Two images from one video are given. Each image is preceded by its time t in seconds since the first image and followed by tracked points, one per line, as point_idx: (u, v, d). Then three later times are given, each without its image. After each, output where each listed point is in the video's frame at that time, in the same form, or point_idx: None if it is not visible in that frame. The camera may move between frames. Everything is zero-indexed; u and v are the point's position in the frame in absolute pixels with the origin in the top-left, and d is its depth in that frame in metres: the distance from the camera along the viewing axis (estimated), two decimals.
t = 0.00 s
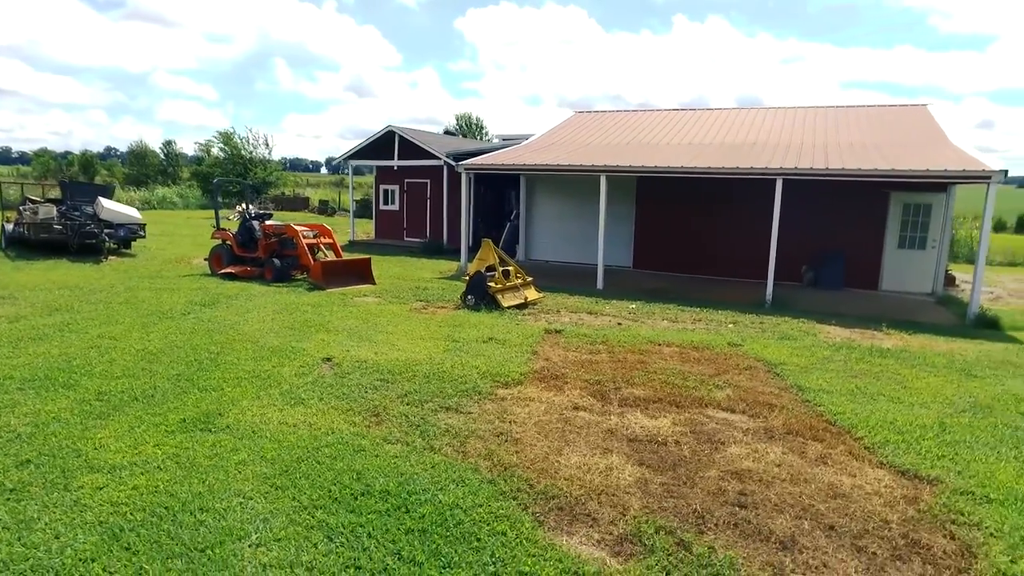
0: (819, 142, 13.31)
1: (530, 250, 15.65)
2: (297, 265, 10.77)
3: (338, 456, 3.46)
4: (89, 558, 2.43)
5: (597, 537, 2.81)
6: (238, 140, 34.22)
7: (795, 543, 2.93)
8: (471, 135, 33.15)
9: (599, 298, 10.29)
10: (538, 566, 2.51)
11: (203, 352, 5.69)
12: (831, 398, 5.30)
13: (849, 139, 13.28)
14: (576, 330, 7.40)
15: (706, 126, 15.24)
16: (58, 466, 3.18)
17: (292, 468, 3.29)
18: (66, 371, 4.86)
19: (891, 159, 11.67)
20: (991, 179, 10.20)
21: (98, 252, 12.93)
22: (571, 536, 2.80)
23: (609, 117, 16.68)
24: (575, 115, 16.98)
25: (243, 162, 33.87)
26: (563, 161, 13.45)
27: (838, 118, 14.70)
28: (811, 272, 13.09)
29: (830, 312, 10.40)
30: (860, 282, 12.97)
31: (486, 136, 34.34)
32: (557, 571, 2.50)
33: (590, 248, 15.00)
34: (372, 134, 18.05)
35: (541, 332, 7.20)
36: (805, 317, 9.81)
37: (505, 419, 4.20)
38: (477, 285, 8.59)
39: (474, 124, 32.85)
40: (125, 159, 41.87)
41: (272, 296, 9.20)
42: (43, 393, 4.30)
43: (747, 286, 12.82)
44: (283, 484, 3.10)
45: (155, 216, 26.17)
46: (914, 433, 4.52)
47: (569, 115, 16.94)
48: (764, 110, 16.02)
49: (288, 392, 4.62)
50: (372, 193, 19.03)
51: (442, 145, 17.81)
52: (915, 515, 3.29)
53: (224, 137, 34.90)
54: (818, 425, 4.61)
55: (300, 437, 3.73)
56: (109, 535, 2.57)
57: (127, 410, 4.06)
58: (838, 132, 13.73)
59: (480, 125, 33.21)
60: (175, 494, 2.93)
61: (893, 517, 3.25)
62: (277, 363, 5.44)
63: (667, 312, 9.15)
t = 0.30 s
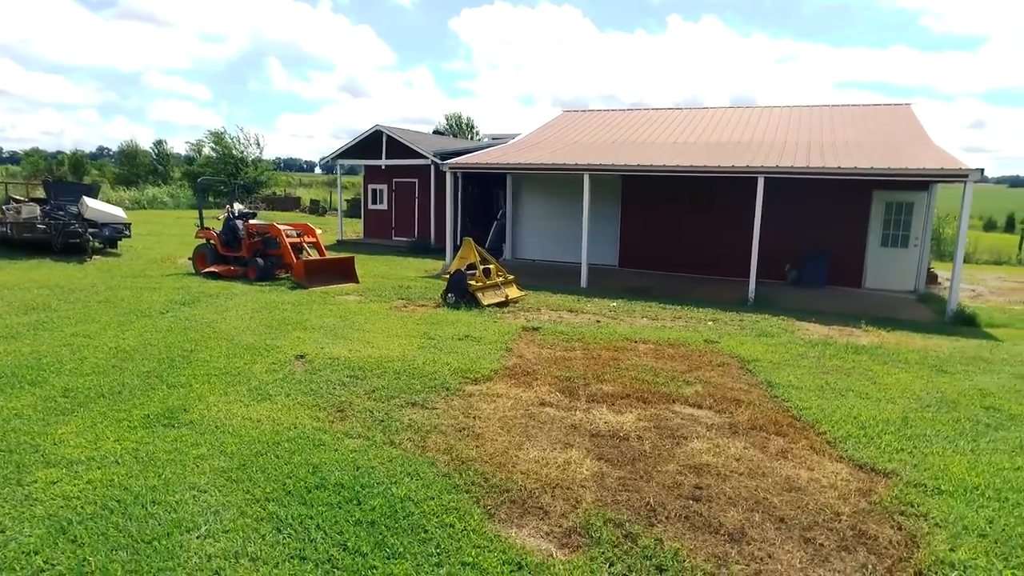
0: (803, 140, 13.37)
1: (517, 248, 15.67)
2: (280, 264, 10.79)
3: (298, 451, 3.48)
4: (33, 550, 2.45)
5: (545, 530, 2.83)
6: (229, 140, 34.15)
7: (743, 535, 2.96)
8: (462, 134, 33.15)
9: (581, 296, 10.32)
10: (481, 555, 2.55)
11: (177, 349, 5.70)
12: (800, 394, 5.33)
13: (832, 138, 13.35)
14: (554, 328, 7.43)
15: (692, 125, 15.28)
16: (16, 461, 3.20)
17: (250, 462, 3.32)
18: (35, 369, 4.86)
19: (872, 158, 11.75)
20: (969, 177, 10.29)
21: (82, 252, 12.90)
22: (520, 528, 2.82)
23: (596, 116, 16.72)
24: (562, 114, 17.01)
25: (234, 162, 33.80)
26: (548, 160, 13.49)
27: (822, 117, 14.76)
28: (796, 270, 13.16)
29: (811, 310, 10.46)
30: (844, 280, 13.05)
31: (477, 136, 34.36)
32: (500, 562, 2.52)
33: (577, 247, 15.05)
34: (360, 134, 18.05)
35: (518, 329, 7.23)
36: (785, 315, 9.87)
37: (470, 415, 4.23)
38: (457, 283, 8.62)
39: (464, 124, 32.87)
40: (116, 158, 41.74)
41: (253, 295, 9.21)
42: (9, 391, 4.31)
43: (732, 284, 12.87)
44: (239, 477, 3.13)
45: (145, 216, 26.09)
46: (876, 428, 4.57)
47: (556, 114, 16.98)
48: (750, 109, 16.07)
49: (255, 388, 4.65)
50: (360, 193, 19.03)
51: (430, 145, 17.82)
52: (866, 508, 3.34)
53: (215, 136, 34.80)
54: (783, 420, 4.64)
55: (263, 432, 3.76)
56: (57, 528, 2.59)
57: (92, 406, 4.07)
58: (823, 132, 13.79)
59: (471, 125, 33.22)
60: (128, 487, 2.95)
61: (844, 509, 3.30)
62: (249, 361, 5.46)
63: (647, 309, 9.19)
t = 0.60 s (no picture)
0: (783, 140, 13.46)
1: (500, 248, 15.72)
2: (260, 264, 10.80)
3: (252, 447, 3.52)
4: None
5: (488, 523, 2.87)
6: (216, 140, 33.99)
7: (684, 528, 2.99)
8: (448, 134, 33.14)
9: (559, 295, 10.37)
10: (419, 548, 2.59)
11: (144, 348, 5.70)
12: (762, 390, 5.38)
13: (812, 138, 13.45)
14: (527, 326, 7.47)
15: (674, 124, 15.36)
16: None
17: (202, 457, 3.35)
18: None
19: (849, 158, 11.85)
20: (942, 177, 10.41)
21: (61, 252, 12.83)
22: (463, 521, 2.86)
23: (579, 117, 16.78)
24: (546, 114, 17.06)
25: (221, 162, 33.65)
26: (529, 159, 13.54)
27: (803, 118, 14.87)
28: (775, 269, 13.26)
29: (788, 308, 10.55)
30: (822, 279, 13.17)
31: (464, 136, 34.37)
32: (437, 554, 2.57)
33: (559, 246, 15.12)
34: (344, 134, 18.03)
35: (490, 328, 7.28)
36: (761, 313, 9.95)
37: (429, 412, 4.27)
38: (433, 282, 8.66)
39: (452, 124, 32.89)
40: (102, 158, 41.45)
41: (230, 294, 9.21)
42: None
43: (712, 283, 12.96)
44: (189, 471, 3.16)
45: (129, 215, 25.93)
46: (833, 423, 4.63)
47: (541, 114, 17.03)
48: (732, 109, 16.16)
49: (218, 386, 4.67)
50: (345, 193, 19.02)
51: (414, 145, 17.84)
52: (811, 501, 3.39)
53: (201, 136, 34.62)
54: (742, 416, 4.69)
55: (219, 429, 3.79)
56: None
57: (51, 404, 4.09)
58: (802, 132, 13.89)
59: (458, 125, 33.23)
60: (76, 483, 2.98)
61: (789, 503, 3.35)
62: (217, 359, 5.47)
63: (623, 308, 9.25)
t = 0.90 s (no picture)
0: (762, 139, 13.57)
1: (483, 246, 15.78)
2: (240, 263, 10.82)
3: (208, 440, 3.57)
4: None
5: (435, 512, 2.93)
6: (204, 139, 33.83)
7: (628, 516, 3.02)
8: (436, 133, 33.15)
9: (538, 293, 10.45)
10: (361, 535, 2.65)
11: (114, 345, 5.73)
12: (726, 384, 5.44)
13: (791, 137, 13.56)
14: (501, 323, 7.53)
15: (656, 123, 15.44)
16: None
17: (159, 449, 3.40)
18: None
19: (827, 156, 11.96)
20: (915, 176, 10.56)
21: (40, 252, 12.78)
22: (409, 510, 2.93)
23: (563, 116, 16.85)
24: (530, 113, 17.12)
25: (209, 161, 33.51)
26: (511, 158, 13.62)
27: (783, 117, 14.97)
28: (755, 266, 13.39)
29: (765, 305, 10.65)
30: (801, 276, 13.30)
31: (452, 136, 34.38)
32: (380, 541, 2.63)
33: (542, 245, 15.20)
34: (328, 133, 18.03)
35: (464, 325, 7.33)
36: (737, 310, 10.05)
37: (390, 406, 4.33)
38: (410, 280, 8.70)
39: (440, 123, 32.90)
40: (89, 157, 41.18)
41: (208, 293, 9.22)
42: None
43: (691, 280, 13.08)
44: (143, 462, 3.21)
45: (115, 215, 25.79)
46: (790, 415, 4.70)
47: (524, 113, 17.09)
48: (714, 108, 16.24)
49: (183, 381, 4.71)
50: (330, 192, 19.02)
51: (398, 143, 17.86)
52: (757, 490, 3.45)
53: (188, 135, 34.45)
54: (702, 409, 4.74)
55: (179, 422, 3.83)
56: None
57: (12, 400, 4.11)
58: (782, 131, 14.00)
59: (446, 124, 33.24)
60: (28, 476, 3.02)
61: (736, 492, 3.40)
62: (185, 356, 5.50)
63: (600, 305, 9.33)
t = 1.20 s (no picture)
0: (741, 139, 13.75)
1: (467, 246, 15.89)
2: (220, 262, 10.88)
3: (168, 432, 3.66)
4: None
5: (381, 499, 3.03)
6: (192, 140, 33.76)
7: (570, 503, 3.11)
8: (424, 134, 33.22)
9: (516, 291, 10.56)
10: (306, 519, 2.75)
11: (86, 343, 5.80)
12: (687, 378, 5.55)
13: (769, 137, 13.71)
14: (474, 321, 7.64)
15: (639, 124, 15.58)
16: None
17: (118, 441, 3.49)
18: None
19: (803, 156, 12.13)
20: (887, 176, 10.72)
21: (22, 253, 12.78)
22: (357, 498, 3.03)
23: (547, 116, 16.98)
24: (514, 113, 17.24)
25: (196, 162, 33.43)
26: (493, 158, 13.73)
27: (763, 117, 15.15)
28: (734, 265, 13.55)
29: (740, 303, 10.79)
30: (780, 275, 13.46)
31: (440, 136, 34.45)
32: (323, 525, 2.73)
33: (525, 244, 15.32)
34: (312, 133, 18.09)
35: (438, 322, 7.43)
36: (712, 307, 10.20)
37: (353, 400, 4.42)
38: (387, 278, 8.79)
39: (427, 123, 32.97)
40: (76, 157, 40.96)
41: (186, 292, 9.28)
42: None
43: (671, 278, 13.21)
44: (101, 453, 3.30)
45: (101, 215, 25.69)
46: (745, 407, 4.83)
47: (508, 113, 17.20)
48: (696, 108, 16.40)
49: (150, 377, 4.79)
50: (316, 192, 19.07)
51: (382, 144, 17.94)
52: (702, 477, 3.56)
53: (176, 135, 34.36)
54: (660, 402, 4.85)
55: (141, 415, 3.92)
56: None
57: None
58: (761, 131, 14.17)
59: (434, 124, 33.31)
60: None
61: (679, 480, 3.49)
62: (156, 353, 5.58)
63: (576, 303, 9.45)
